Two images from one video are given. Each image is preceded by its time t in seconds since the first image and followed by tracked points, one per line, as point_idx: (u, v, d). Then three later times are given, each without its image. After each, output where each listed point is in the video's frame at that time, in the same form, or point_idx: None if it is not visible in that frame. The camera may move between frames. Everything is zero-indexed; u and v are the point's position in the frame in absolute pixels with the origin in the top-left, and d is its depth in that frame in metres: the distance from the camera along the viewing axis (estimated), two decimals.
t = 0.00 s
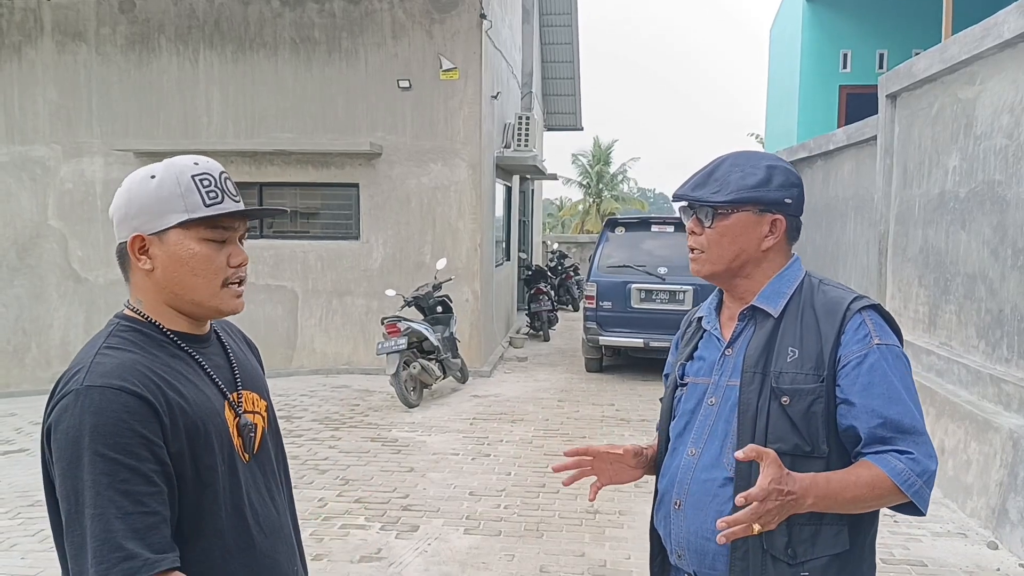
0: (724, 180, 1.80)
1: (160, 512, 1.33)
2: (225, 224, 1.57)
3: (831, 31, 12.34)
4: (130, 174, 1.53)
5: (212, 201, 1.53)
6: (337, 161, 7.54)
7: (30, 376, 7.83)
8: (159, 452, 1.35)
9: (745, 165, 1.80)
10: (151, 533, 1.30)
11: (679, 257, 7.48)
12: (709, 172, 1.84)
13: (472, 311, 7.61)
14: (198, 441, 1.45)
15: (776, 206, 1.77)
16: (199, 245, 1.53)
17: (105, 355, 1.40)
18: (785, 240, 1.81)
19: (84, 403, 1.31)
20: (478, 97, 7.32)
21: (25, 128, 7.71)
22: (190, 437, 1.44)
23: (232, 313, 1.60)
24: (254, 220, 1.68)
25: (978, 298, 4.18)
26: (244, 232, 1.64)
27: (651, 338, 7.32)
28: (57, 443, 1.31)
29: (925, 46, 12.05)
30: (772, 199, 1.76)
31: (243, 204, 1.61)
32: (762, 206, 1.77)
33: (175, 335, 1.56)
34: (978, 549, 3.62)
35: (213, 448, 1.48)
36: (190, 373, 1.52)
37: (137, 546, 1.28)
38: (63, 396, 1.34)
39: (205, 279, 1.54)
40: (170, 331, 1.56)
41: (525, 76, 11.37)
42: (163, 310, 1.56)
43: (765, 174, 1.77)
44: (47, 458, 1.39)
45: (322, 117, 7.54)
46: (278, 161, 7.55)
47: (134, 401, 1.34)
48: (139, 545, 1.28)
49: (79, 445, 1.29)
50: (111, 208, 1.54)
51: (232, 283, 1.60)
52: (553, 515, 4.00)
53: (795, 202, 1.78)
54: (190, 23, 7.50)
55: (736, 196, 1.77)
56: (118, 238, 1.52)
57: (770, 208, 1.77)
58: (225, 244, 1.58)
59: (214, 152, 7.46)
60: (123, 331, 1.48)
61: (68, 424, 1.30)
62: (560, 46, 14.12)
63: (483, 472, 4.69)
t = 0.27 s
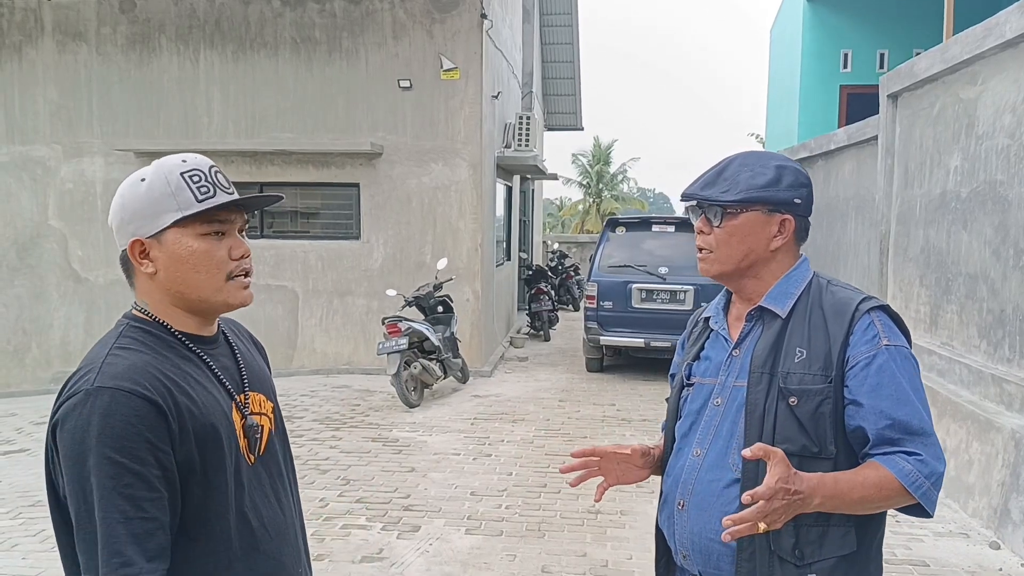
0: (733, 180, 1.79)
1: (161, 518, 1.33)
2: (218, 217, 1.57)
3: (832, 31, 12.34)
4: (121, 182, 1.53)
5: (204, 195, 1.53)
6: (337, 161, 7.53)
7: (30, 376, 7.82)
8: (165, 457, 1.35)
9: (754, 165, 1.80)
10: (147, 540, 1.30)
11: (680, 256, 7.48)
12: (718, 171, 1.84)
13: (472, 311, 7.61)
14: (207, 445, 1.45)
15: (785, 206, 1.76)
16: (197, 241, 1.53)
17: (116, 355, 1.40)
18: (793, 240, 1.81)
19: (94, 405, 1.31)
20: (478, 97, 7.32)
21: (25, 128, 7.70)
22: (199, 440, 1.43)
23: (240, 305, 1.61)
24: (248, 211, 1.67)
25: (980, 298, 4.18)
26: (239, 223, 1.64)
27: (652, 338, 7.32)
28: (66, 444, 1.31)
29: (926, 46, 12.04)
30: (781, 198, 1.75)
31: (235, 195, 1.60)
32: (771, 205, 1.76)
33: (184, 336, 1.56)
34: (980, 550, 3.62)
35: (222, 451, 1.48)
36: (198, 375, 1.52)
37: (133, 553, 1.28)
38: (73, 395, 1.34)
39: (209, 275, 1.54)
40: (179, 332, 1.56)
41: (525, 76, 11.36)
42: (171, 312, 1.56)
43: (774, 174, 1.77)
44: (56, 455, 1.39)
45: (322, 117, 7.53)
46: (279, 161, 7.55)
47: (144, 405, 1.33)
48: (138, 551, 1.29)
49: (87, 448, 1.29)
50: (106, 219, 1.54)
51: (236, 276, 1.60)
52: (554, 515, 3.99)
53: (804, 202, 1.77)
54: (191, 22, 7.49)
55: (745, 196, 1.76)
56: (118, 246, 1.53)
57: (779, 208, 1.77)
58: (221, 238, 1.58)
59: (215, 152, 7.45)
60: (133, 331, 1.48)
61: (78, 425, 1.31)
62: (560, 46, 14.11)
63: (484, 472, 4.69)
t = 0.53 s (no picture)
0: (739, 179, 1.79)
1: (151, 519, 1.32)
2: (215, 210, 1.57)
3: (832, 31, 12.34)
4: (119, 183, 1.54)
5: (200, 189, 1.52)
6: (337, 161, 7.52)
7: (30, 376, 7.82)
8: (158, 458, 1.35)
9: (759, 165, 1.80)
10: (136, 539, 1.29)
11: (681, 256, 7.47)
12: (723, 169, 1.84)
13: (473, 311, 7.60)
14: (201, 446, 1.44)
15: (792, 206, 1.76)
16: (196, 235, 1.53)
17: (112, 355, 1.39)
18: (800, 240, 1.80)
19: (87, 405, 1.31)
20: (479, 97, 7.31)
21: (25, 128, 7.69)
22: (192, 440, 1.43)
23: (244, 298, 1.60)
24: (245, 204, 1.67)
25: (981, 298, 4.17)
26: (236, 216, 1.63)
27: (653, 338, 7.31)
28: (59, 443, 1.31)
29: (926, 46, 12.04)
30: (788, 198, 1.75)
31: (231, 188, 1.60)
32: (778, 205, 1.76)
33: (185, 336, 1.55)
34: (981, 550, 3.61)
35: (217, 451, 1.47)
36: (197, 375, 1.51)
37: (118, 554, 1.27)
38: (67, 395, 1.34)
39: (209, 269, 1.54)
40: (181, 333, 1.55)
41: (525, 76, 11.35)
42: (174, 310, 1.56)
43: (780, 174, 1.77)
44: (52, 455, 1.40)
45: (322, 117, 7.53)
46: (279, 161, 7.55)
47: (134, 404, 1.33)
48: (124, 552, 1.28)
49: (77, 447, 1.29)
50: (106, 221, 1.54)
51: (237, 268, 1.59)
52: (555, 515, 3.99)
53: (810, 201, 1.77)
54: (191, 22, 7.49)
55: (752, 196, 1.76)
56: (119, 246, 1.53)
57: (785, 208, 1.76)
58: (220, 231, 1.57)
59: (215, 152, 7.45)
60: (132, 331, 1.48)
61: (69, 424, 1.31)
62: (560, 45, 14.11)
63: (484, 472, 4.69)
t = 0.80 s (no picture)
0: (741, 176, 1.79)
1: (153, 518, 1.33)
2: (235, 215, 1.58)
3: (832, 30, 12.33)
4: (135, 178, 1.52)
5: (222, 194, 1.54)
6: (338, 160, 7.52)
7: (31, 375, 7.82)
8: (159, 458, 1.35)
9: (762, 163, 1.80)
10: (138, 538, 1.30)
11: (681, 256, 7.47)
12: (727, 167, 1.84)
13: (473, 310, 7.60)
14: (201, 445, 1.44)
15: (793, 204, 1.76)
16: (215, 239, 1.54)
17: (112, 355, 1.39)
18: (801, 239, 1.80)
19: (87, 405, 1.31)
20: (479, 96, 7.31)
21: (25, 128, 7.69)
22: (193, 439, 1.43)
23: (253, 303, 1.62)
24: (260, 210, 1.69)
25: (981, 297, 4.18)
26: (251, 222, 1.65)
27: (653, 337, 7.31)
28: (60, 444, 1.32)
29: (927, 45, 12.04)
30: (789, 196, 1.75)
31: (250, 195, 1.62)
32: (779, 203, 1.76)
33: (186, 336, 1.55)
34: (982, 549, 3.62)
35: (217, 451, 1.47)
36: (198, 375, 1.51)
37: (120, 552, 1.28)
38: (67, 395, 1.34)
39: (226, 272, 1.55)
40: (183, 332, 1.55)
41: (526, 75, 11.35)
42: (180, 310, 1.56)
43: (782, 172, 1.77)
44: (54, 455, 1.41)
45: (323, 117, 7.53)
46: (279, 160, 7.55)
47: (133, 405, 1.33)
48: (126, 550, 1.29)
49: (77, 447, 1.30)
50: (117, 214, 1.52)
51: (249, 273, 1.61)
52: (556, 515, 3.99)
53: (811, 201, 1.77)
54: (191, 22, 7.49)
55: (753, 192, 1.75)
56: (129, 242, 1.51)
57: (786, 206, 1.76)
58: (237, 236, 1.59)
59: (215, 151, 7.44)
60: (134, 331, 1.48)
61: (69, 425, 1.31)
62: (561, 45, 14.10)
63: (485, 471, 4.69)
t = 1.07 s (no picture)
0: (745, 171, 1.80)
1: (166, 515, 1.33)
2: (237, 211, 1.59)
3: (831, 30, 12.34)
4: (133, 178, 1.51)
5: (222, 190, 1.54)
6: (337, 160, 7.52)
7: (30, 375, 7.82)
8: (171, 455, 1.35)
9: (765, 160, 1.81)
10: (152, 536, 1.31)
11: (680, 256, 7.48)
12: (730, 162, 1.85)
13: (472, 310, 7.60)
14: (210, 444, 1.44)
15: (795, 202, 1.76)
16: (218, 235, 1.54)
17: (120, 354, 1.39)
18: (801, 237, 1.80)
19: (99, 404, 1.31)
20: (478, 96, 7.32)
21: (25, 127, 7.69)
22: (202, 438, 1.43)
23: (257, 297, 1.63)
24: (259, 205, 1.69)
25: (980, 297, 4.18)
26: (252, 217, 1.65)
27: (652, 337, 7.32)
28: (71, 442, 1.32)
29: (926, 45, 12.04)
30: (792, 193, 1.75)
31: (249, 190, 1.62)
32: (781, 199, 1.76)
33: (191, 335, 1.56)
34: (980, 548, 3.62)
35: (225, 449, 1.47)
36: (203, 373, 1.52)
37: (136, 548, 1.29)
38: (77, 394, 1.34)
39: (229, 268, 1.55)
40: (187, 332, 1.55)
41: (525, 75, 11.35)
42: (184, 308, 1.56)
43: (786, 169, 1.78)
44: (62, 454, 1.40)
45: (322, 116, 7.53)
46: (279, 160, 7.55)
47: (146, 403, 1.33)
48: (141, 548, 1.29)
49: (91, 446, 1.30)
50: (117, 215, 1.51)
51: (251, 269, 1.62)
52: (555, 514, 3.99)
53: (814, 199, 1.78)
54: (191, 21, 7.49)
55: (757, 185, 1.76)
56: (132, 243, 1.51)
57: (788, 203, 1.76)
58: (239, 231, 1.59)
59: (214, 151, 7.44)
60: (140, 330, 1.48)
61: (81, 423, 1.31)
62: (560, 45, 14.10)
63: (485, 471, 4.69)
